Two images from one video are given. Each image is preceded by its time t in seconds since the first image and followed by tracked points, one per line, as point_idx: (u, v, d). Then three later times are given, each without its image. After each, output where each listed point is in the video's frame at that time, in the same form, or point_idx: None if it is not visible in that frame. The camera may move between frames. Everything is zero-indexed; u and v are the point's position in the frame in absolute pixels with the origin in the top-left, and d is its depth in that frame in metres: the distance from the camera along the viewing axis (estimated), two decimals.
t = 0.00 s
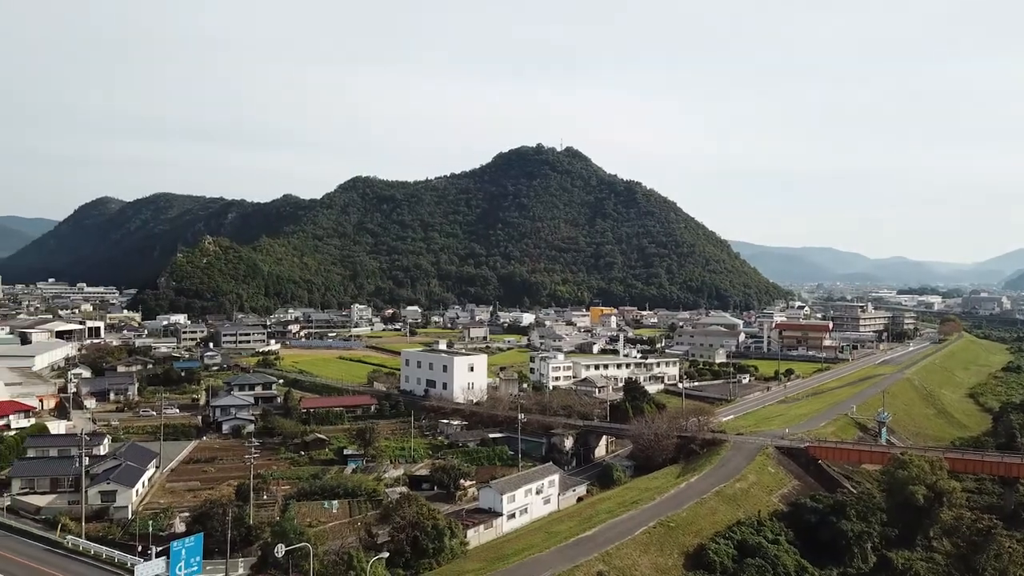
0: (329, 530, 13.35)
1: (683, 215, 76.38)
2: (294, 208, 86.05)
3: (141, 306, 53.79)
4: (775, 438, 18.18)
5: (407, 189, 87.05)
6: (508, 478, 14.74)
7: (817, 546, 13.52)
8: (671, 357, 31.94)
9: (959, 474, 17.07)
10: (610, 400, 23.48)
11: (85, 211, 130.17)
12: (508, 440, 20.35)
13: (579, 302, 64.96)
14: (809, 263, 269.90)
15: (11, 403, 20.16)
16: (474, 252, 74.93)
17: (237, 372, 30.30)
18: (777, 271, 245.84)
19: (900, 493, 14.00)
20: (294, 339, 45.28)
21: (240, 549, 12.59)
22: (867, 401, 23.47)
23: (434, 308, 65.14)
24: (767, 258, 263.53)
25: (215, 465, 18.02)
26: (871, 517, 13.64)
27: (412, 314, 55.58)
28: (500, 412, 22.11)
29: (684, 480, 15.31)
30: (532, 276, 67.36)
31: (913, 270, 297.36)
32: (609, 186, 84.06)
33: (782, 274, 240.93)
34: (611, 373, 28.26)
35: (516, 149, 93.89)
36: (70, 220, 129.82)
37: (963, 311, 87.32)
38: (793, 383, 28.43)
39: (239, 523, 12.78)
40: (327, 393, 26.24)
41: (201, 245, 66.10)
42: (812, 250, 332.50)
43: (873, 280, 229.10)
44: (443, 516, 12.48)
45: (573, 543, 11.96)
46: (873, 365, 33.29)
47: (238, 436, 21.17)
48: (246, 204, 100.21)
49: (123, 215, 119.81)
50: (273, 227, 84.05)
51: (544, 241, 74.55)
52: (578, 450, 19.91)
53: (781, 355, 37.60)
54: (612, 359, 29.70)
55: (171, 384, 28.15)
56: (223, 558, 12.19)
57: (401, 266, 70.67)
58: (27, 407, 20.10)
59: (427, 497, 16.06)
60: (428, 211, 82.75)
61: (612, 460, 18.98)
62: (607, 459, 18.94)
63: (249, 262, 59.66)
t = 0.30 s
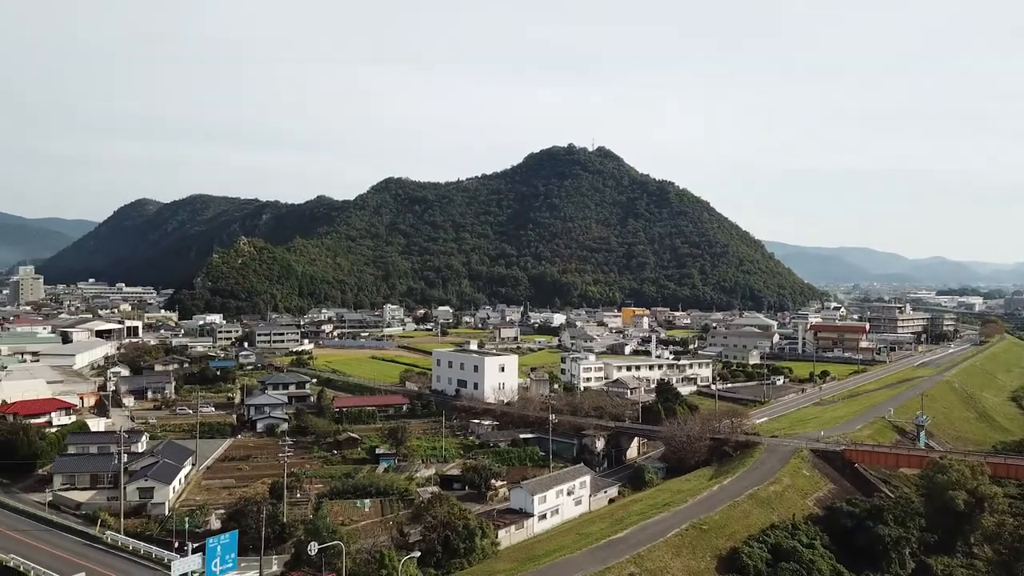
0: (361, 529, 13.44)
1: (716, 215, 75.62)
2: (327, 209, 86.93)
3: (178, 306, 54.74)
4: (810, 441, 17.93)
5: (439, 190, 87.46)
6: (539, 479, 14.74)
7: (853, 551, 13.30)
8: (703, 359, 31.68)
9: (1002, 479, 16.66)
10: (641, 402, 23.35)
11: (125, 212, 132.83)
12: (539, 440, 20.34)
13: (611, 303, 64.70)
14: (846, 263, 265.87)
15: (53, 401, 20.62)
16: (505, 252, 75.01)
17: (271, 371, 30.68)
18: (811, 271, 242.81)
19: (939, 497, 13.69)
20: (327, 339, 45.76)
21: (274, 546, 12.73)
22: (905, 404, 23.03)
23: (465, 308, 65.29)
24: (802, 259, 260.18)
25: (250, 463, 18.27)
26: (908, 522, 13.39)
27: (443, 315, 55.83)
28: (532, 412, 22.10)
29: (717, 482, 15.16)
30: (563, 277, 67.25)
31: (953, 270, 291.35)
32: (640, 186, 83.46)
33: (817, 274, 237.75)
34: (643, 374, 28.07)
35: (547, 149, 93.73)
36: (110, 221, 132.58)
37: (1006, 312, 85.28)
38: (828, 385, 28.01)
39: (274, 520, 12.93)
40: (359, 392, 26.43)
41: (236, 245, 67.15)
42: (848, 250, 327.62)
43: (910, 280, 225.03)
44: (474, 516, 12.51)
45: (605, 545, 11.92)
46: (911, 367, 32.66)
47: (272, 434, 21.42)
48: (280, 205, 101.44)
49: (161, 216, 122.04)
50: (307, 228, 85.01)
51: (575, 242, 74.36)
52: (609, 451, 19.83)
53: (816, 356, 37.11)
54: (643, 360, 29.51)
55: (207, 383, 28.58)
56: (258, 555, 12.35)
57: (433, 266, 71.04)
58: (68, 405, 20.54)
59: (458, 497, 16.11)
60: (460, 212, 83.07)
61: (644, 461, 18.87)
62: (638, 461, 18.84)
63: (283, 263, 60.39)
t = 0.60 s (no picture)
0: (393, 528, 13.52)
1: (749, 215, 74.73)
2: (359, 210, 87.66)
3: (214, 306, 55.59)
4: (846, 444, 17.63)
5: (471, 191, 87.74)
6: (570, 480, 14.70)
7: (891, 557, 13.06)
8: (737, 360, 31.33)
9: None
10: (674, 404, 23.17)
11: (162, 213, 135.23)
12: (570, 442, 20.28)
13: (643, 304, 64.32)
14: (883, 263, 261.36)
15: (94, 399, 21.05)
16: (536, 252, 74.95)
17: (304, 371, 31.00)
18: (846, 271, 239.46)
19: (980, 503, 13.29)
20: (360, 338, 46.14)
21: (308, 544, 12.84)
22: (945, 408, 22.55)
23: (496, 309, 65.30)
24: (838, 259, 256.35)
25: (283, 462, 18.47)
26: (948, 528, 13.10)
27: (475, 315, 55.98)
28: (563, 413, 22.04)
29: (750, 486, 14.98)
30: (594, 277, 67.09)
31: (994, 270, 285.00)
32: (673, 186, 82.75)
33: (854, 274, 234.19)
34: (676, 376, 27.86)
35: (579, 149, 93.38)
36: (148, 222, 135.04)
37: None
38: (865, 388, 27.54)
39: (307, 519, 13.04)
40: (391, 392, 26.58)
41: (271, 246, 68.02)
42: (884, 250, 322.34)
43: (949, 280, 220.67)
44: (505, 516, 12.51)
45: (637, 547, 11.85)
46: (951, 370, 31.97)
47: (306, 433, 21.63)
48: (314, 206, 102.51)
49: (198, 217, 124.01)
50: (340, 229, 85.82)
51: (607, 242, 74.05)
52: (640, 453, 19.71)
53: (852, 358, 36.53)
54: (676, 361, 29.30)
55: (242, 382, 28.99)
56: (291, 553, 12.48)
57: (464, 267, 71.28)
58: (108, 402, 20.96)
59: (489, 497, 16.13)
60: (491, 212, 83.22)
61: (676, 464, 18.72)
62: (670, 463, 18.70)
63: (316, 264, 61.04)
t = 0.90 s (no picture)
0: (424, 527, 13.58)
1: (784, 215, 73.72)
2: (392, 211, 88.24)
3: (250, 306, 56.39)
4: (884, 448, 17.32)
5: (502, 192, 87.83)
6: (601, 482, 14.64)
7: (931, 565, 12.78)
8: (771, 362, 30.96)
9: None
10: (707, 405, 22.97)
11: (199, 214, 137.37)
12: (602, 443, 20.18)
13: (676, 305, 63.84)
14: (922, 263, 256.34)
15: (132, 397, 21.46)
16: (568, 253, 74.77)
17: (337, 371, 31.27)
18: (883, 271, 235.88)
19: None
20: (392, 339, 46.45)
21: (340, 542, 12.94)
22: (986, 412, 22.02)
23: (527, 309, 65.23)
24: (876, 260, 252.01)
25: (316, 461, 18.66)
26: (991, 535, 12.77)
27: (506, 315, 56.03)
28: (595, 414, 21.94)
29: (785, 489, 14.81)
30: (627, 277, 66.81)
31: None
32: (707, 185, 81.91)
33: (891, 275, 230.44)
34: (709, 377, 27.59)
35: (611, 149, 92.83)
36: (185, 223, 137.23)
37: None
38: (903, 391, 27.00)
39: (339, 517, 13.14)
40: (423, 392, 26.68)
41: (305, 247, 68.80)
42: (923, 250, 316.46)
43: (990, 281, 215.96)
44: (536, 517, 12.50)
45: (669, 549, 11.75)
46: (993, 373, 31.22)
47: (338, 432, 21.80)
48: (347, 207, 103.34)
49: (233, 219, 125.75)
50: (373, 230, 86.52)
51: (639, 243, 73.56)
52: (673, 455, 19.57)
53: (891, 361, 35.86)
54: (709, 363, 29.03)
55: (276, 381, 29.35)
56: (324, 551, 12.59)
57: (495, 268, 71.41)
58: (146, 400, 21.35)
59: (520, 498, 16.12)
60: (522, 213, 83.29)
61: (709, 466, 18.55)
62: (703, 466, 18.52)
63: (349, 265, 61.61)
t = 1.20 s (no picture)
0: (456, 527, 13.61)
1: (819, 214, 72.62)
2: (424, 211, 88.66)
3: (284, 306, 57.11)
4: (923, 451, 16.99)
5: (534, 193, 87.83)
6: (633, 483, 14.56)
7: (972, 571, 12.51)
8: (807, 363, 30.53)
9: None
10: (740, 407, 22.72)
11: (235, 215, 139.35)
12: (634, 444, 20.07)
13: (709, 305, 63.31)
14: (963, 263, 251.07)
15: (170, 395, 21.83)
16: (599, 253, 74.48)
17: (370, 371, 31.50)
18: (921, 272, 231.70)
19: None
20: (424, 339, 46.68)
21: (373, 541, 13.04)
22: None
23: (559, 310, 65.12)
24: (915, 261, 247.43)
25: (350, 459, 18.81)
26: None
27: (537, 316, 55.97)
28: (627, 416, 21.81)
29: (821, 492, 14.58)
30: (659, 278, 66.42)
31: None
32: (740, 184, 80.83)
33: (929, 275, 226.22)
34: (743, 379, 27.28)
35: (643, 148, 92.10)
36: (221, 224, 139.33)
37: None
38: (943, 394, 26.45)
39: (372, 516, 13.22)
40: (454, 392, 26.77)
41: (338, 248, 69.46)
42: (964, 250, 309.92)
43: None
44: (568, 518, 12.47)
45: (702, 552, 11.65)
46: None
47: (371, 432, 21.96)
48: (379, 208, 104.05)
49: (268, 220, 127.39)
50: (405, 231, 87.07)
51: (672, 243, 72.98)
52: (706, 457, 19.39)
53: (930, 363, 35.15)
54: (743, 364, 28.71)
55: (310, 381, 29.63)
56: (356, 550, 12.67)
57: (527, 268, 71.43)
58: (183, 399, 21.69)
59: (552, 499, 16.09)
60: (554, 213, 83.22)
61: (743, 468, 18.34)
62: (737, 468, 18.33)
63: (382, 265, 62.07)
